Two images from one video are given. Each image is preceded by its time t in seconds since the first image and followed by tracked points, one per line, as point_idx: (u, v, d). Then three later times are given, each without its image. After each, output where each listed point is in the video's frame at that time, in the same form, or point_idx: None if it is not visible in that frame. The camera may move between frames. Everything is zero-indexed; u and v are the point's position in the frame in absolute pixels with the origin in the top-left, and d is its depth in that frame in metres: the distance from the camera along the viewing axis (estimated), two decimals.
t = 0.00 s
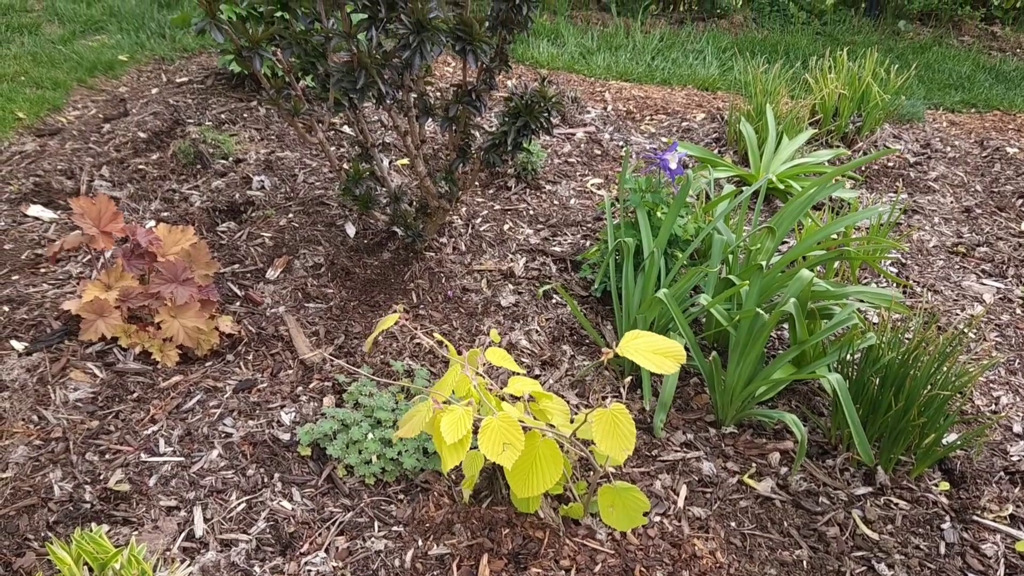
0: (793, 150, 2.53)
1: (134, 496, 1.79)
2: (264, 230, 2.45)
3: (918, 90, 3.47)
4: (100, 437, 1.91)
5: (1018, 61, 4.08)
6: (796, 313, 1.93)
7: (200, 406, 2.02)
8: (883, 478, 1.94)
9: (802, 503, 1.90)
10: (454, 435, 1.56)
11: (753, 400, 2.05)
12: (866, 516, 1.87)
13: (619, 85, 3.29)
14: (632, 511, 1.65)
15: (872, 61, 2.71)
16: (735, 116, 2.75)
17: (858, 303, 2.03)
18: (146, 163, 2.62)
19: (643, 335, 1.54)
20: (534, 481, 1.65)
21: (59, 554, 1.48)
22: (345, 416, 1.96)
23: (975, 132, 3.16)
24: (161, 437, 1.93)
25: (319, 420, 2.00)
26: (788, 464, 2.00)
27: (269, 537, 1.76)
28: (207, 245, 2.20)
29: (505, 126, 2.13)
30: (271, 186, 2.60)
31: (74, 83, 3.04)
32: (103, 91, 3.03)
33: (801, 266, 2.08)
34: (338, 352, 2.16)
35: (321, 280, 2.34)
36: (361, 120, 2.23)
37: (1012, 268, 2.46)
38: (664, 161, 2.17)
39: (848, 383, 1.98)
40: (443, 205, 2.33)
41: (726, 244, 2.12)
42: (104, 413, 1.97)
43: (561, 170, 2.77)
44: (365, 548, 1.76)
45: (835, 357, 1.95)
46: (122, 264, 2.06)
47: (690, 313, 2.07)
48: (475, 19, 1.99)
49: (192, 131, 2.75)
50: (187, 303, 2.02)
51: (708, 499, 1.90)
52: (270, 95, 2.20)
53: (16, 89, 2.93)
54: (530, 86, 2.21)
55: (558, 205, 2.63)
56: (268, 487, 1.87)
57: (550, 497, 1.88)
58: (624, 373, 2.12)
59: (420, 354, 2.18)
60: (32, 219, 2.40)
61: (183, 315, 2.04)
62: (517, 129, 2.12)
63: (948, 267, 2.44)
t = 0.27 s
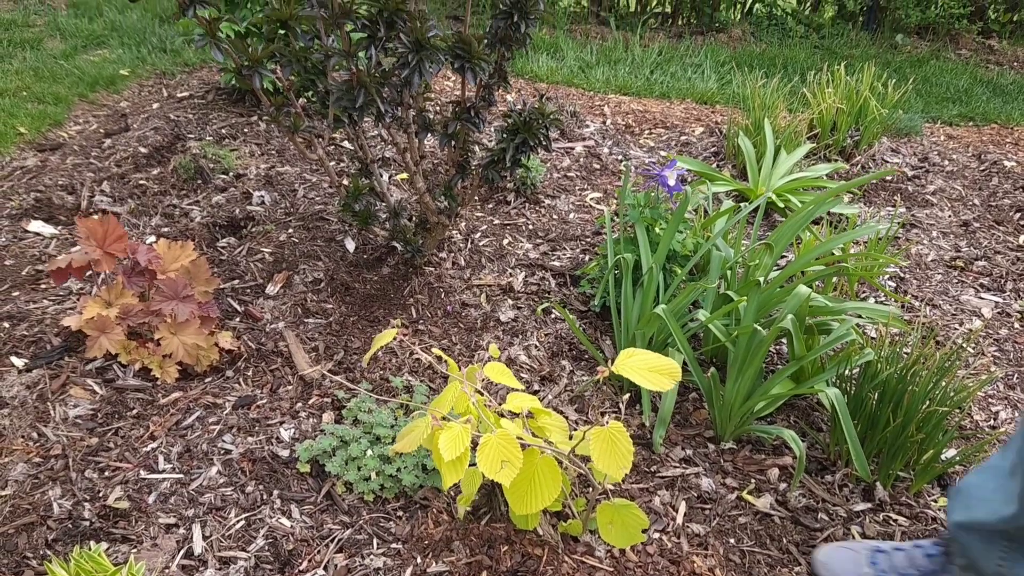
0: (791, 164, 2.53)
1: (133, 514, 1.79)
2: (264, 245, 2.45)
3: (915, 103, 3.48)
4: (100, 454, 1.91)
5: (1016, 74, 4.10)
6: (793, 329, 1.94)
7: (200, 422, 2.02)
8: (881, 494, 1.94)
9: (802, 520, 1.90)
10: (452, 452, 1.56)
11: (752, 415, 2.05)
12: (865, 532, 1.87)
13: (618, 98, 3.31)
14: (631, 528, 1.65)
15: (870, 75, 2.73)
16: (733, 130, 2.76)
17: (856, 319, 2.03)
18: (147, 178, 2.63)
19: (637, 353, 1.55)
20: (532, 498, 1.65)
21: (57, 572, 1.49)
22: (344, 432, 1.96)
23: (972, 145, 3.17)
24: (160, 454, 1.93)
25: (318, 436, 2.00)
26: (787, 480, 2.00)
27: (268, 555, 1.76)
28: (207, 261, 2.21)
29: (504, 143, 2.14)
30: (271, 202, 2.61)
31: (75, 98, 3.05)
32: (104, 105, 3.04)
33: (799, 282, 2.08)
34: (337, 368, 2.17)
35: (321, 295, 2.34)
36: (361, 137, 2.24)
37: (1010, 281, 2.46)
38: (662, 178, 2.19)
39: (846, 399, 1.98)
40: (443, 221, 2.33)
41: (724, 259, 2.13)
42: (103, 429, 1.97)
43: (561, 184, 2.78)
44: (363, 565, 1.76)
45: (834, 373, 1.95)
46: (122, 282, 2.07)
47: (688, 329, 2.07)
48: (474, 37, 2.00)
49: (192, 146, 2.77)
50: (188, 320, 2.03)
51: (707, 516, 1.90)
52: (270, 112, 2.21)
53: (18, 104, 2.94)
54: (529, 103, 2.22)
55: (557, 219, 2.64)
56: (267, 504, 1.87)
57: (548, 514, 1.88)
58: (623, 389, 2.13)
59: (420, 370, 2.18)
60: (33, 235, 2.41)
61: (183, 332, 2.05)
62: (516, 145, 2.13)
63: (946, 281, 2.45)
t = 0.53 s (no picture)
0: (790, 180, 2.54)
1: (131, 534, 1.79)
2: (264, 263, 2.46)
3: (913, 120, 3.50)
4: (99, 475, 1.91)
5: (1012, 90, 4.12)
6: (790, 347, 1.94)
7: (199, 442, 2.02)
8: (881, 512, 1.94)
9: (801, 539, 1.90)
10: (451, 471, 1.55)
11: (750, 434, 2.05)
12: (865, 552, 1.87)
13: (616, 115, 3.32)
14: (629, 548, 1.64)
15: (867, 93, 2.74)
16: (731, 147, 2.77)
17: (854, 337, 2.03)
18: (147, 196, 2.65)
19: (634, 374, 1.54)
20: (530, 518, 1.64)
21: None
22: (344, 451, 1.96)
23: (970, 161, 3.18)
24: (160, 474, 1.93)
25: (318, 456, 2.00)
26: (787, 498, 2.00)
27: None
28: (206, 280, 2.22)
29: (502, 162, 2.15)
30: (271, 220, 2.62)
31: (77, 115, 3.07)
32: (105, 123, 3.06)
33: (797, 301, 2.09)
34: (336, 387, 2.17)
35: (320, 313, 2.35)
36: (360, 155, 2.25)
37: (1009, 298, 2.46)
38: (662, 198, 2.25)
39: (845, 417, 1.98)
40: (442, 239, 2.34)
41: (723, 278, 2.14)
42: (102, 449, 1.97)
43: (560, 201, 2.79)
44: None
45: (832, 391, 1.96)
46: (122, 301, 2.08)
47: (687, 347, 2.07)
48: (473, 58, 2.02)
49: (193, 164, 2.78)
50: (187, 338, 2.03)
51: (706, 535, 1.90)
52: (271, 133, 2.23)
53: (19, 121, 2.96)
54: (528, 122, 2.23)
55: (556, 236, 2.64)
56: (266, 524, 1.86)
57: (547, 534, 1.88)
58: (622, 407, 2.13)
59: (418, 389, 2.17)
60: (33, 253, 2.42)
61: (182, 351, 2.05)
62: (515, 165, 2.14)
63: (944, 297, 2.45)
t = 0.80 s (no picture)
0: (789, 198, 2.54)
1: (131, 557, 1.79)
2: (265, 282, 2.46)
3: (911, 137, 3.52)
4: (99, 496, 1.91)
5: (1011, 107, 4.14)
6: (790, 369, 1.95)
7: (199, 463, 2.02)
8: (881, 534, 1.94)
9: (802, 561, 1.89)
10: (451, 500, 1.56)
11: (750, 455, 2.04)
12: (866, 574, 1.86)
13: (616, 132, 3.34)
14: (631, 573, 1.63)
15: (866, 111, 2.76)
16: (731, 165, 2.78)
17: (854, 358, 2.04)
18: (149, 214, 2.66)
19: (634, 401, 1.54)
20: (530, 542, 1.64)
21: None
22: (344, 473, 1.96)
23: (968, 179, 3.19)
24: (160, 496, 1.93)
25: (318, 477, 1.99)
26: (787, 519, 1.99)
27: None
28: (207, 301, 2.23)
29: (502, 184, 2.15)
30: (272, 238, 2.63)
31: (79, 133, 3.09)
32: (107, 140, 3.08)
33: (797, 321, 2.09)
34: (336, 407, 2.17)
35: (320, 333, 2.35)
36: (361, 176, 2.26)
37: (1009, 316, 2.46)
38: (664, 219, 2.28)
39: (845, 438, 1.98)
40: (442, 259, 2.34)
41: (723, 298, 2.14)
42: (102, 471, 1.97)
43: (559, 219, 2.80)
44: None
45: (832, 413, 1.96)
46: (123, 322, 2.09)
47: (687, 368, 2.08)
48: (473, 81, 2.03)
49: (194, 182, 2.79)
50: (188, 360, 2.03)
51: (707, 557, 1.89)
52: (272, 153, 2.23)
53: (21, 139, 2.97)
54: (527, 143, 2.25)
55: (556, 254, 2.65)
56: (266, 546, 1.86)
57: (548, 556, 1.88)
58: (622, 427, 2.13)
59: (418, 409, 2.17)
60: (34, 272, 2.42)
61: (183, 372, 2.05)
62: (514, 186, 2.14)
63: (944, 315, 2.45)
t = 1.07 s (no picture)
0: (789, 216, 2.56)
1: None
2: (267, 301, 2.47)
3: (911, 154, 3.55)
4: (101, 518, 1.91)
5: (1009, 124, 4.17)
6: (792, 391, 1.95)
7: (201, 484, 2.02)
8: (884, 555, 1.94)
9: None
10: (453, 522, 1.54)
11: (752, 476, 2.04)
12: None
13: (617, 149, 3.36)
14: None
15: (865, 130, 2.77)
16: (731, 183, 2.80)
17: (854, 379, 2.04)
18: (151, 233, 2.67)
19: (639, 429, 1.53)
20: (533, 566, 1.62)
21: None
22: (346, 494, 1.95)
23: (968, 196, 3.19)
24: (161, 517, 1.93)
25: (319, 499, 1.99)
26: (789, 540, 1.99)
27: None
28: (209, 320, 2.22)
29: (504, 205, 2.17)
30: (273, 257, 2.63)
31: (82, 151, 3.13)
32: (110, 158, 3.12)
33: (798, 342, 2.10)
34: (338, 428, 2.17)
35: (322, 352, 2.35)
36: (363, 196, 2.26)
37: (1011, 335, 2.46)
38: (665, 240, 2.30)
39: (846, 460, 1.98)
40: (444, 278, 2.34)
41: (724, 319, 2.15)
42: (104, 493, 1.97)
43: (560, 237, 2.80)
44: None
45: (834, 434, 1.96)
46: (124, 343, 2.10)
47: (688, 389, 2.08)
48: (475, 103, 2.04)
49: (196, 201, 2.81)
50: (190, 381, 2.03)
51: None
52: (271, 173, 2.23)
53: (25, 158, 3.00)
54: (528, 164, 2.26)
55: (557, 273, 2.66)
56: (267, 569, 1.85)
57: None
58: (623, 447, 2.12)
59: (420, 429, 2.17)
60: (37, 292, 2.43)
61: (184, 394, 2.05)
62: (516, 207, 2.16)
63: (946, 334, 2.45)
